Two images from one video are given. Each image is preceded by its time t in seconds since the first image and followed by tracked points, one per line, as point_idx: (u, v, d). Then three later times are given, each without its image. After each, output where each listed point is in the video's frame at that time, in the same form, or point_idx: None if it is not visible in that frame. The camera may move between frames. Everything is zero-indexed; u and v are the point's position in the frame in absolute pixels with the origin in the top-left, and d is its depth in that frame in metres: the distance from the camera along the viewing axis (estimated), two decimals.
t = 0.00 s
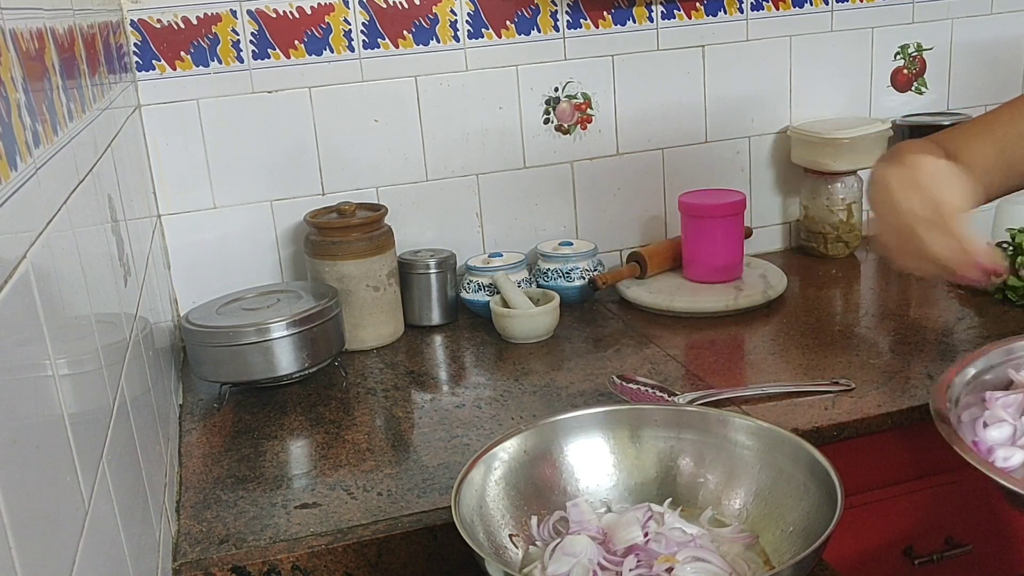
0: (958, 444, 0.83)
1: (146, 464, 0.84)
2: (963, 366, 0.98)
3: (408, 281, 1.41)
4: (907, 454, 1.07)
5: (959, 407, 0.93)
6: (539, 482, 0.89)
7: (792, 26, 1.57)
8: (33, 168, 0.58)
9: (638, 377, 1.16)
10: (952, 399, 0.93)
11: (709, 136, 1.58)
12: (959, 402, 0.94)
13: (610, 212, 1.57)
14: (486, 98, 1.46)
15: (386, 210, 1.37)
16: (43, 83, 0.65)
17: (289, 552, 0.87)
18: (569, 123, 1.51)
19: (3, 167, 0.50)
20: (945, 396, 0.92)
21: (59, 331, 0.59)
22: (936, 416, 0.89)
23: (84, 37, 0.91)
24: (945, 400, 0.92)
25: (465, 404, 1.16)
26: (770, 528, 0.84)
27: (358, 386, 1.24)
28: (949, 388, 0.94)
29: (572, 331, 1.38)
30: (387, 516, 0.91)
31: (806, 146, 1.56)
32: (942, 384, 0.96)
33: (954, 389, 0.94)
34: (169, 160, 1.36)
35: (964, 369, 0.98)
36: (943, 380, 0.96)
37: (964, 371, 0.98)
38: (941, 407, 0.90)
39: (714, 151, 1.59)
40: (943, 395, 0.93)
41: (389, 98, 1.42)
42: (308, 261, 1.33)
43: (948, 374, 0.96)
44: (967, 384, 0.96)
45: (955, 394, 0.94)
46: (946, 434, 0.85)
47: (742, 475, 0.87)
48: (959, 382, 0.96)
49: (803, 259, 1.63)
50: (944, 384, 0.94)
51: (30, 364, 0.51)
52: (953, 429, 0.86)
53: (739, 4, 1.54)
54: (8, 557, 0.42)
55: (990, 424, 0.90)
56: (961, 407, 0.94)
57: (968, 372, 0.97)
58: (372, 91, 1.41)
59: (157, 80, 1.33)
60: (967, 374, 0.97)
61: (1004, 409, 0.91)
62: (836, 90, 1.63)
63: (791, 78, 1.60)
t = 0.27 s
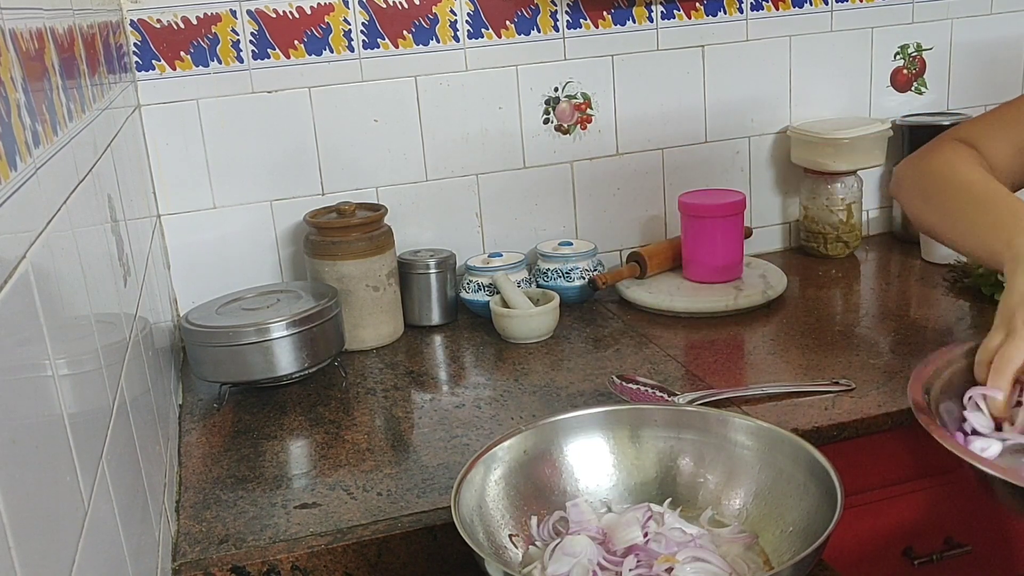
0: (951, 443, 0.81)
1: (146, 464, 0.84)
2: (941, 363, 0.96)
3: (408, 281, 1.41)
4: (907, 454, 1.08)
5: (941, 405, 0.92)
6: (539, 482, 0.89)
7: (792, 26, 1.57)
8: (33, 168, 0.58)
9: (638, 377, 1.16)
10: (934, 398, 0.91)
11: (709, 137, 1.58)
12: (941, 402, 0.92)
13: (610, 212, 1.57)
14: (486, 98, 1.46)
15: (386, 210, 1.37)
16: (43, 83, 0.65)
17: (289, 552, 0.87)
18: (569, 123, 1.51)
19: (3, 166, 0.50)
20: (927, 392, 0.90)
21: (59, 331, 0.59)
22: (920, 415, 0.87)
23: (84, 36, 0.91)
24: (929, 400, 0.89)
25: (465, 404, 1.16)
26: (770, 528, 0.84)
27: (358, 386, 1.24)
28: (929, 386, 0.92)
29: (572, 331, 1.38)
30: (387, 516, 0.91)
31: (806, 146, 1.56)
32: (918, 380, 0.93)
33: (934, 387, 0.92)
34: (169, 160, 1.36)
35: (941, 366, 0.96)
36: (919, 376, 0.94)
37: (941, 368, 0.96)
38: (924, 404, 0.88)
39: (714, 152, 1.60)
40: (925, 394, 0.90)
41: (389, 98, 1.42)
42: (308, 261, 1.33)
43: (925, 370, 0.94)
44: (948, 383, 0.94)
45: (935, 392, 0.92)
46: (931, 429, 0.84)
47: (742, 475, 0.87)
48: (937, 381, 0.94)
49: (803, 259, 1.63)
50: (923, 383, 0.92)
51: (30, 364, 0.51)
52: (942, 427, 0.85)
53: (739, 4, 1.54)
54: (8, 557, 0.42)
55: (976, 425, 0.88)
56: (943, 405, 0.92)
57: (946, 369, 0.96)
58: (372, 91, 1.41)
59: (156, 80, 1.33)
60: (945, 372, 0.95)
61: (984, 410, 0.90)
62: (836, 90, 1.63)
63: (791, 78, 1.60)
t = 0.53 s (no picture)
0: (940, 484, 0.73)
1: (146, 464, 0.84)
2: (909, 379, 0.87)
3: (408, 281, 1.41)
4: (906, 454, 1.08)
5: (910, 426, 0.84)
6: (539, 483, 0.89)
7: (792, 26, 1.57)
8: (32, 168, 0.58)
9: (638, 377, 1.16)
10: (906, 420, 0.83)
11: (708, 137, 1.58)
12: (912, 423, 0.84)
13: (610, 212, 1.57)
14: (486, 98, 1.46)
15: (386, 210, 1.37)
16: (43, 84, 0.65)
17: (288, 552, 0.87)
18: (569, 123, 1.51)
19: (3, 166, 0.50)
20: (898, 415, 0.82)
21: (59, 331, 0.59)
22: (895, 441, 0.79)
23: (83, 36, 0.91)
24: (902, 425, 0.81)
25: (465, 404, 1.16)
26: (769, 528, 0.84)
27: (358, 386, 1.24)
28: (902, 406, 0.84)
29: (571, 331, 1.38)
30: (387, 516, 0.91)
31: (805, 146, 1.56)
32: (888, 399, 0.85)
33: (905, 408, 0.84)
34: (169, 160, 1.36)
35: (909, 382, 0.87)
36: (889, 395, 0.85)
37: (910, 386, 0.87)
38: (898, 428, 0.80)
39: (714, 152, 1.60)
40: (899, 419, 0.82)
41: (388, 98, 1.42)
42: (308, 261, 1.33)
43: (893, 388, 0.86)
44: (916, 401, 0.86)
45: (906, 413, 0.84)
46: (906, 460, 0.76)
47: (742, 475, 0.87)
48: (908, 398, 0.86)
49: (803, 259, 1.63)
50: (896, 403, 0.84)
51: (30, 365, 0.51)
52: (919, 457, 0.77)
53: (738, 4, 1.54)
54: (8, 557, 0.42)
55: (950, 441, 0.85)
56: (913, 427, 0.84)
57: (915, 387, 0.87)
58: (372, 91, 1.41)
59: (156, 80, 1.33)
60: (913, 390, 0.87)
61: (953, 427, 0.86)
62: (836, 90, 1.63)
63: (791, 79, 1.60)
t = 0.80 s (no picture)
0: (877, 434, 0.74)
1: (145, 464, 0.84)
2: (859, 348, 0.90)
3: (408, 281, 1.41)
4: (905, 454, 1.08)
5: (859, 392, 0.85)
6: (539, 483, 0.89)
7: (791, 26, 1.57)
8: (32, 168, 0.58)
9: (638, 377, 1.16)
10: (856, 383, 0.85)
11: (708, 137, 1.58)
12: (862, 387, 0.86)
13: (610, 212, 1.58)
14: (485, 98, 1.46)
15: (386, 210, 1.37)
16: (43, 84, 0.65)
17: (288, 552, 0.87)
18: (569, 123, 1.51)
19: (3, 166, 0.50)
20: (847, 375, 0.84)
21: (59, 331, 0.59)
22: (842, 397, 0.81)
23: (83, 36, 0.91)
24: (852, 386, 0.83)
25: (465, 404, 1.16)
26: (767, 529, 0.83)
27: (357, 386, 1.24)
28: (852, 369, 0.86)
29: (572, 331, 1.38)
30: (387, 516, 0.91)
31: (805, 146, 1.56)
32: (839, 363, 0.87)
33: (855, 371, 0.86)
34: (168, 160, 1.36)
35: (860, 350, 0.90)
36: (840, 358, 0.87)
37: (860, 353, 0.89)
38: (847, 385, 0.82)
39: (714, 152, 1.60)
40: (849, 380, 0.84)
41: (388, 98, 1.42)
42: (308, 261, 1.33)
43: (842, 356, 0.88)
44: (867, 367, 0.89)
45: (856, 374, 0.86)
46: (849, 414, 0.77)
47: (740, 475, 0.87)
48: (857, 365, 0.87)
49: (802, 259, 1.63)
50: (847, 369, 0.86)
51: (30, 365, 0.51)
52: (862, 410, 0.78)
53: (738, 4, 1.54)
54: (7, 557, 0.42)
55: (899, 405, 0.88)
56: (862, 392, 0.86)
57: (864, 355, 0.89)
58: (372, 92, 1.41)
59: (156, 80, 1.33)
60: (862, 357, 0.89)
61: (904, 393, 0.89)
62: (835, 90, 1.63)
63: (790, 79, 1.60)
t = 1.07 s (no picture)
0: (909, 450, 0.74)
1: (145, 465, 0.84)
2: (883, 360, 0.89)
3: (408, 281, 1.41)
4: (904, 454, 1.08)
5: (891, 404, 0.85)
6: (538, 483, 0.89)
7: (791, 26, 1.57)
8: (32, 168, 0.58)
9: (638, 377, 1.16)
10: (881, 396, 0.84)
11: (708, 137, 1.58)
12: (890, 399, 0.85)
13: (609, 212, 1.58)
14: (485, 98, 1.46)
15: (385, 210, 1.37)
16: (42, 84, 0.65)
17: (288, 552, 0.87)
18: (568, 123, 1.51)
19: (3, 166, 0.50)
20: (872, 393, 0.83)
21: (59, 332, 0.59)
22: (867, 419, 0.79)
23: (82, 36, 0.91)
24: (879, 405, 0.82)
25: (464, 404, 1.16)
26: (767, 529, 0.84)
27: (357, 386, 1.24)
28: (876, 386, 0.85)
29: (571, 331, 1.39)
30: (387, 516, 0.91)
31: (805, 146, 1.56)
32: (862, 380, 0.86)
33: (879, 384, 0.85)
34: (168, 160, 1.36)
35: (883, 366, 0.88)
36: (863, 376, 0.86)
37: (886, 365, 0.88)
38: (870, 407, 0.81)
39: (713, 152, 1.60)
40: (871, 396, 0.83)
41: (388, 98, 1.42)
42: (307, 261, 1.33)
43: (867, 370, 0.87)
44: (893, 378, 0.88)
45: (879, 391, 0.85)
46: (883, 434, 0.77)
47: (740, 475, 0.87)
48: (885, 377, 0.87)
49: (802, 259, 1.63)
50: (869, 383, 0.85)
51: (29, 365, 0.51)
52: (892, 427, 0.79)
53: (738, 4, 1.54)
54: (7, 558, 0.42)
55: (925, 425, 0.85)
56: (892, 406, 0.85)
57: (891, 368, 0.88)
58: (372, 92, 1.41)
59: (155, 80, 1.33)
60: (891, 369, 0.88)
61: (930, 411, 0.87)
62: (835, 90, 1.63)
63: (789, 79, 1.60)
